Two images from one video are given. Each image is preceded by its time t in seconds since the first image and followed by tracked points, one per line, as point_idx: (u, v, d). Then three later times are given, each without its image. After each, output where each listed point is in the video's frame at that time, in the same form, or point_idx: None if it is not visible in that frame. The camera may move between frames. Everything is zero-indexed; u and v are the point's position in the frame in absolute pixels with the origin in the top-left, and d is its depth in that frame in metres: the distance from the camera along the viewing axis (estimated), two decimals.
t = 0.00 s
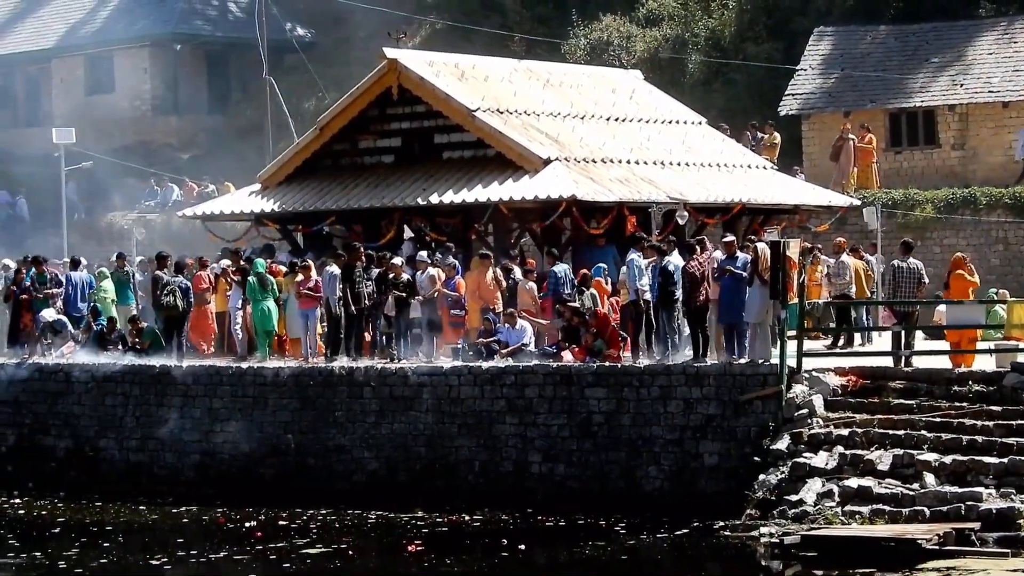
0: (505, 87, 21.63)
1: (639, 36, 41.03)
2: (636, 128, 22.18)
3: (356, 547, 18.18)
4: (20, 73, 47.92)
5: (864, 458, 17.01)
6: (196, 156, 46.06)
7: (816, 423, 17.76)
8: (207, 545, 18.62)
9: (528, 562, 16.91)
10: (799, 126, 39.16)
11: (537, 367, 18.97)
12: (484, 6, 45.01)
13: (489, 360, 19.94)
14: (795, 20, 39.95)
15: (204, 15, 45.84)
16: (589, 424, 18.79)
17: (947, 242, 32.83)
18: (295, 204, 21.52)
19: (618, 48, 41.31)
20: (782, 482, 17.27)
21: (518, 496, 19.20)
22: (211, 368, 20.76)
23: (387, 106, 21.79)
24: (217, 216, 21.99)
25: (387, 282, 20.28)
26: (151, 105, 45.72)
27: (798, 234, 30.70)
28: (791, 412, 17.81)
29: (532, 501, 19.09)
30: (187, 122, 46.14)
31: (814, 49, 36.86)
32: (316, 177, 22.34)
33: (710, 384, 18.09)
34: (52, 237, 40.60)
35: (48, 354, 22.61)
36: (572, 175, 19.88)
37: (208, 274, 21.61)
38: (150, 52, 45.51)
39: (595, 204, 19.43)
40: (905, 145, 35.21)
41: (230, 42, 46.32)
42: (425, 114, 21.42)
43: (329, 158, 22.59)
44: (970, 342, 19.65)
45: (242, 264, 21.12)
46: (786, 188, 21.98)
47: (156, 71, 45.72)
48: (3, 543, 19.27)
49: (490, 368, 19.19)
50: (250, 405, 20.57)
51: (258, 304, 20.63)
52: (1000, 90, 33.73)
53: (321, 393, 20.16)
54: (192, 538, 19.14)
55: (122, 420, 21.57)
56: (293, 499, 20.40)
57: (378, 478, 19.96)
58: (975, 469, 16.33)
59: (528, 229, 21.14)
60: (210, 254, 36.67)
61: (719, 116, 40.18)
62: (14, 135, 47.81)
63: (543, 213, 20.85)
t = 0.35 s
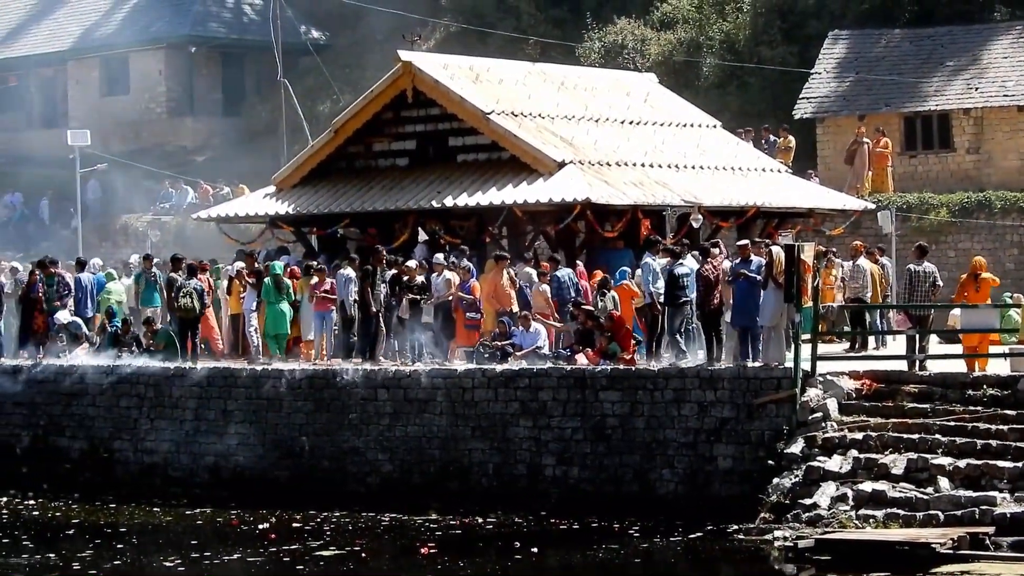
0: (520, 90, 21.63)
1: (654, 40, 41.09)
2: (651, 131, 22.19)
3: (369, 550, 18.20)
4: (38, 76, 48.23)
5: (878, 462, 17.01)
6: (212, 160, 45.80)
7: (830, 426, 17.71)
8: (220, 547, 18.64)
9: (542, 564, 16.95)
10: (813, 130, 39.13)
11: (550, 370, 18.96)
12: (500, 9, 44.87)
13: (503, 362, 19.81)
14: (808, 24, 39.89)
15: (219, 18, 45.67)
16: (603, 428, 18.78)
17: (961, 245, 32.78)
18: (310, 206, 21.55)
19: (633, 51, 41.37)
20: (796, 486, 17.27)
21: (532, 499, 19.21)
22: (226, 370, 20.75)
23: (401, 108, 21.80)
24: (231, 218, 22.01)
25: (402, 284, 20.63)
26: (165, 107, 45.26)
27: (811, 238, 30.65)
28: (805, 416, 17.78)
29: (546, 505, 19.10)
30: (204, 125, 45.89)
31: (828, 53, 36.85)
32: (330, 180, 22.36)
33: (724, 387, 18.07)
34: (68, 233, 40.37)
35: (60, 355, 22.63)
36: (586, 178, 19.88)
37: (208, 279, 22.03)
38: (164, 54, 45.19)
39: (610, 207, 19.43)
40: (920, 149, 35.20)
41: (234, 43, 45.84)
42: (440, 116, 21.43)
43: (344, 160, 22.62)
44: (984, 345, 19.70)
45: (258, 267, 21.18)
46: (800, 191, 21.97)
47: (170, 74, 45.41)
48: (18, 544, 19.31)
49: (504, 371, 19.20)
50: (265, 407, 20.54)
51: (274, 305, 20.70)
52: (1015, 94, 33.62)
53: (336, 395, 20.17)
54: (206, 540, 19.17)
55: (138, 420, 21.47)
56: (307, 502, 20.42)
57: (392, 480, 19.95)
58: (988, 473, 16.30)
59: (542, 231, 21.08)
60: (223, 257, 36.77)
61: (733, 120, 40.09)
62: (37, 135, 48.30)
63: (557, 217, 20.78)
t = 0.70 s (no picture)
0: (548, 88, 21.64)
1: (681, 37, 40.71)
2: (678, 129, 22.18)
3: (397, 547, 18.23)
4: (67, 74, 48.08)
5: (906, 460, 16.94)
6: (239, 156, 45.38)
7: (858, 424, 17.68)
8: (249, 544, 18.67)
9: (571, 562, 16.96)
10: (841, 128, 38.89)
11: (579, 368, 18.97)
12: (528, 7, 44.49)
13: (531, 360, 19.90)
14: (837, 23, 39.39)
15: (248, 16, 45.98)
16: (631, 425, 18.76)
17: (991, 243, 32.53)
18: (338, 204, 21.59)
19: (660, 47, 41.09)
20: (825, 484, 17.24)
21: (561, 496, 19.19)
22: (254, 367, 20.76)
23: (429, 106, 21.84)
24: (260, 216, 22.05)
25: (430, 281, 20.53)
26: (194, 105, 45.37)
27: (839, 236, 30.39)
28: (833, 414, 17.70)
29: (574, 503, 19.07)
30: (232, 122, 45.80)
31: (857, 50, 36.78)
32: (358, 178, 22.39)
33: (752, 385, 18.03)
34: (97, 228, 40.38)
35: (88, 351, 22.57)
36: (614, 176, 19.88)
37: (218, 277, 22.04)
38: (193, 52, 45.29)
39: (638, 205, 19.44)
40: (949, 146, 35.12)
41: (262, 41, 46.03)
42: (468, 114, 21.45)
43: (372, 158, 22.66)
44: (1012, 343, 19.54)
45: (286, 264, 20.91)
46: (829, 189, 21.95)
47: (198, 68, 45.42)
48: (47, 540, 19.39)
49: (532, 368, 19.20)
50: (295, 405, 20.53)
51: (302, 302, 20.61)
52: None
53: (364, 392, 20.17)
54: (234, 536, 19.20)
55: (166, 417, 21.47)
56: (336, 500, 20.41)
57: (420, 478, 19.95)
58: (1017, 471, 16.23)
59: (570, 229, 21.02)
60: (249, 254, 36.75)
61: (760, 118, 39.82)
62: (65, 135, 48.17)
63: (585, 214, 20.73)
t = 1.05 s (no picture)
0: (574, 85, 21.64)
1: (707, 34, 40.42)
2: (705, 127, 22.17)
3: (422, 544, 18.24)
4: (93, 71, 48.21)
5: (933, 458, 16.89)
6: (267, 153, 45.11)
7: (884, 422, 17.66)
8: (273, 541, 18.71)
9: (596, 559, 16.97)
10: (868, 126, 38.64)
11: (604, 366, 18.97)
12: (554, 5, 44.87)
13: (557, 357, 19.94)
14: (864, 19, 39.55)
15: (273, 13, 45.70)
16: (656, 423, 18.75)
17: (1018, 241, 32.10)
18: (363, 201, 21.61)
19: (685, 46, 40.89)
20: (850, 482, 17.25)
21: (586, 494, 19.18)
22: (278, 365, 20.70)
23: (455, 104, 21.84)
24: (286, 213, 22.07)
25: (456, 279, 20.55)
26: (219, 103, 45.01)
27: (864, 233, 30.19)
28: (859, 411, 17.67)
29: (598, 501, 19.07)
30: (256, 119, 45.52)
31: (883, 48, 36.84)
32: (384, 175, 22.41)
33: (778, 383, 17.98)
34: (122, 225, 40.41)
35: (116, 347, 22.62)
36: (640, 173, 19.86)
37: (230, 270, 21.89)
38: (219, 50, 44.97)
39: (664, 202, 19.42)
40: (975, 144, 34.93)
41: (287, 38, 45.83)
42: (494, 112, 21.45)
43: (397, 156, 22.67)
44: None
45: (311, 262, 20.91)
46: (856, 186, 21.91)
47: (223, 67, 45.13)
48: (73, 537, 19.43)
49: (557, 365, 19.21)
50: (321, 402, 20.51)
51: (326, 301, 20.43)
52: None
53: (390, 390, 20.18)
54: (259, 534, 19.22)
55: (192, 415, 21.45)
56: (361, 498, 20.41)
57: (446, 475, 19.93)
58: None
59: (595, 227, 21.01)
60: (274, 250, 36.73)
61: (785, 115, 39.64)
62: (90, 133, 48.17)
63: (610, 212, 20.72)
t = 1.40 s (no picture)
0: (590, 89, 21.64)
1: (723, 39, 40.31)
2: (720, 131, 22.16)
3: (436, 547, 18.24)
4: (111, 74, 48.26)
5: (947, 464, 16.86)
6: (284, 155, 45.03)
7: (899, 427, 17.54)
8: (287, 543, 18.72)
9: (610, 563, 16.95)
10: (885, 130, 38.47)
11: (618, 369, 18.97)
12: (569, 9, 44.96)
13: (572, 360, 19.81)
14: (880, 23, 39.22)
15: (290, 15, 45.68)
16: (671, 427, 18.74)
17: None
18: (379, 204, 21.63)
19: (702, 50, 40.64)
20: (865, 487, 17.17)
21: (601, 497, 19.16)
22: (293, 367, 20.66)
23: (470, 107, 21.83)
24: (301, 215, 22.09)
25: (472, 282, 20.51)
26: (236, 105, 44.98)
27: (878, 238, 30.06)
28: (874, 417, 17.65)
29: (612, 504, 19.04)
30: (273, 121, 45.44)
31: (899, 52, 36.82)
32: (399, 178, 22.42)
33: (793, 387, 17.96)
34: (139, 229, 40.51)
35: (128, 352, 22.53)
36: (655, 177, 19.86)
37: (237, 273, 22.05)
38: (235, 52, 44.92)
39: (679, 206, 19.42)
40: (991, 149, 34.86)
41: (304, 41, 45.69)
42: (509, 115, 21.45)
43: (413, 159, 22.69)
44: None
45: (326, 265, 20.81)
46: (871, 190, 21.89)
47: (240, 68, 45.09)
48: (87, 538, 19.46)
49: (572, 369, 19.21)
50: (336, 404, 20.48)
51: (340, 303, 20.41)
52: None
53: (405, 393, 20.12)
54: (273, 536, 19.22)
55: (207, 417, 21.37)
56: (375, 500, 20.38)
57: (459, 478, 19.91)
58: None
59: (611, 230, 20.99)
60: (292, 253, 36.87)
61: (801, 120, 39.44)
62: (107, 135, 48.14)
63: (625, 216, 20.68)
